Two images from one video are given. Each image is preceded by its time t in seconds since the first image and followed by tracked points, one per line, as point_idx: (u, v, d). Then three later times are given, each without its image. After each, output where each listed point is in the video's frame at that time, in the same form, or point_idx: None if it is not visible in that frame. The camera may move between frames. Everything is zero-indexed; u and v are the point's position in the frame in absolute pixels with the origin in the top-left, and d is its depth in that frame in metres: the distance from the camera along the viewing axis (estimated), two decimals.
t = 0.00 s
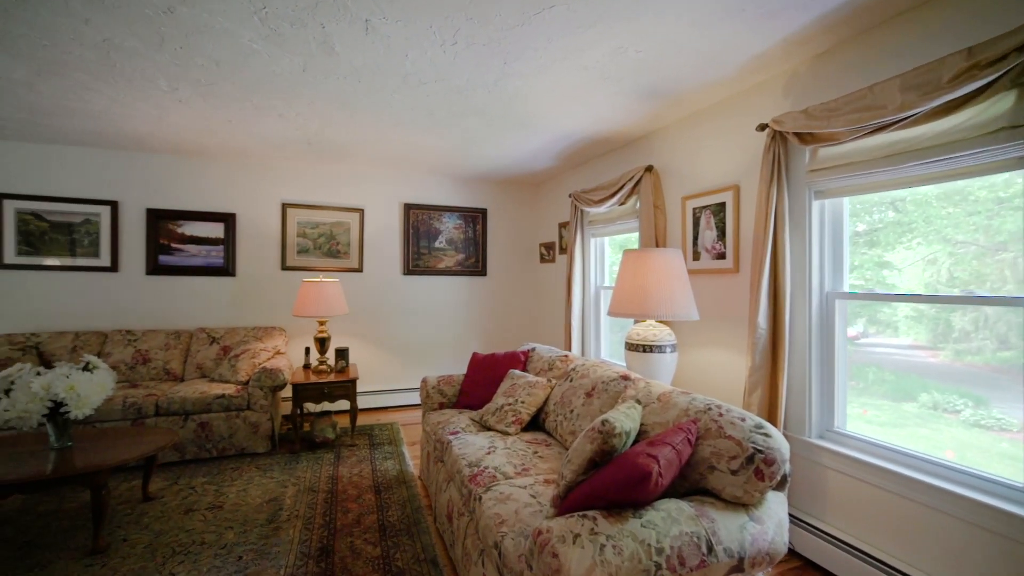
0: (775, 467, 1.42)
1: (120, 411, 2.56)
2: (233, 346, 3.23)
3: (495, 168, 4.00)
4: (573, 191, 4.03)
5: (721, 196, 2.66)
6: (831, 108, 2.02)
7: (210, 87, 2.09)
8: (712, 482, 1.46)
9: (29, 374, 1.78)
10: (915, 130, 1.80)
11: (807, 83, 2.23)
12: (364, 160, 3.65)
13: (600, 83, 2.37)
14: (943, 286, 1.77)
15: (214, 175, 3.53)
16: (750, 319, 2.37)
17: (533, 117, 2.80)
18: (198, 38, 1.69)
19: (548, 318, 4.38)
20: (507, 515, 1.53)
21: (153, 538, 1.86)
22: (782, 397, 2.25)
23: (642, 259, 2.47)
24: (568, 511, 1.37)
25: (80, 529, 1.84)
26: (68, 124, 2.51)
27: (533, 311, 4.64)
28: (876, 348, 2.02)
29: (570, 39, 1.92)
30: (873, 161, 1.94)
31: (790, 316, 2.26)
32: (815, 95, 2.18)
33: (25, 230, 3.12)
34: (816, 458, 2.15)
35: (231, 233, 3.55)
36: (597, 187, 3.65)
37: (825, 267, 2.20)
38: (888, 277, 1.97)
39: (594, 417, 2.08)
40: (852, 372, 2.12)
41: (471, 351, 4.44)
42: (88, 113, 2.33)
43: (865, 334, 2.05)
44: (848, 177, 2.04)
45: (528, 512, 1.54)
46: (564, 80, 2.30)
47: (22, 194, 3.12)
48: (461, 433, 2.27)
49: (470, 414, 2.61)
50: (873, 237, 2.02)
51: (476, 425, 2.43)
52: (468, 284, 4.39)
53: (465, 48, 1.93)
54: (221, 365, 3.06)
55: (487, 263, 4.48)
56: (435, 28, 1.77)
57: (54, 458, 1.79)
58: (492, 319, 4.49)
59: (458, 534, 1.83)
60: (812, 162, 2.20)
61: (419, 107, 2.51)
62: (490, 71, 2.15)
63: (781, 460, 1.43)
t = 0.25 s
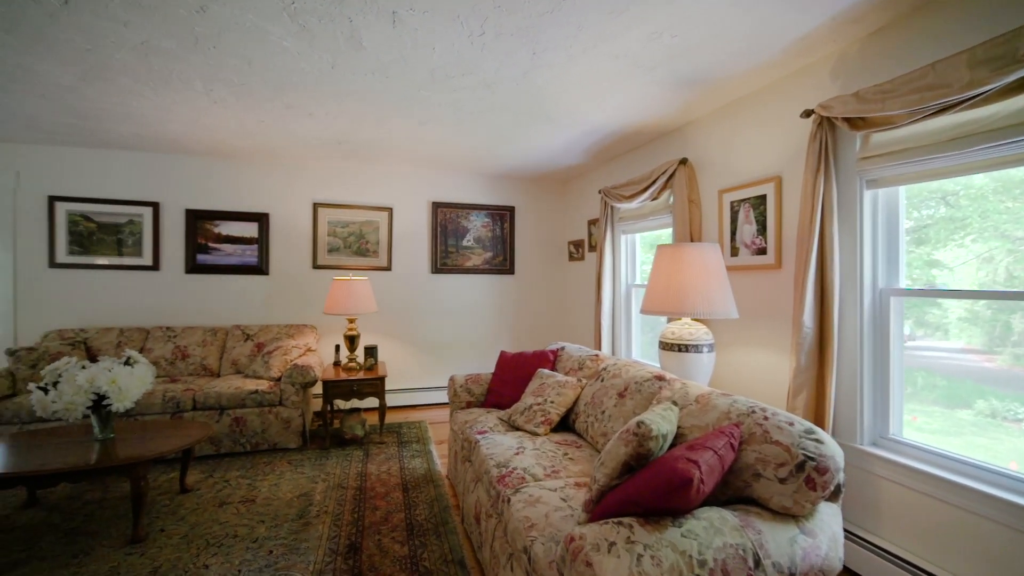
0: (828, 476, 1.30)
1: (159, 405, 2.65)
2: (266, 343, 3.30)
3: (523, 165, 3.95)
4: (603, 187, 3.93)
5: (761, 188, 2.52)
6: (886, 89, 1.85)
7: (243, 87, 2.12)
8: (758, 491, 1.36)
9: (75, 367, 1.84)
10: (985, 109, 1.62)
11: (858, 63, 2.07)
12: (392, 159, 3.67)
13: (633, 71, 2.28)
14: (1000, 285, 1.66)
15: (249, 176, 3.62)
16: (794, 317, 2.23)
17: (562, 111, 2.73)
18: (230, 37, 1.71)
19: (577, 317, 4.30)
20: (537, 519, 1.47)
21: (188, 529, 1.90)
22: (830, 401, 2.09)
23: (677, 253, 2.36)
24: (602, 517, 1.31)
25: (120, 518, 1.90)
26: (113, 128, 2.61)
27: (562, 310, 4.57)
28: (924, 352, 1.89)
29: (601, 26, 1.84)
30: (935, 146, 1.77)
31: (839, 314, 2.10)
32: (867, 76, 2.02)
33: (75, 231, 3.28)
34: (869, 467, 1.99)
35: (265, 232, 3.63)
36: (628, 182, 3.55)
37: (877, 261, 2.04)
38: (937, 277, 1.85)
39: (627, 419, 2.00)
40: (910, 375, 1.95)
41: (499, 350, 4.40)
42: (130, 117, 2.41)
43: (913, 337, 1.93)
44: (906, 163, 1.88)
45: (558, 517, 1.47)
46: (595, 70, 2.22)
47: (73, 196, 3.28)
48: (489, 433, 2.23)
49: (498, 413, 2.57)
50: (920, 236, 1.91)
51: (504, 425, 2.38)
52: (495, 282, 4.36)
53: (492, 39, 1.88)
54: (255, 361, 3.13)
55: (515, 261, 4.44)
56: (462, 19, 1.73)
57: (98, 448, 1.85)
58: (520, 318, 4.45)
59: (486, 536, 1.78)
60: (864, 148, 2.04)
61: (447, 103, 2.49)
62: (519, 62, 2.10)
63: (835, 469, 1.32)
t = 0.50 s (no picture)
0: (892, 490, 1.18)
1: (196, 401, 2.72)
2: (298, 341, 3.35)
3: (551, 162, 3.88)
4: (634, 183, 3.82)
5: (807, 180, 2.37)
6: (950, 69, 1.69)
7: (275, 87, 2.15)
8: (811, 504, 1.24)
9: (116, 362, 1.90)
10: None
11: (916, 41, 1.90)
12: (421, 158, 3.68)
13: (667, 59, 2.18)
14: None
15: (282, 178, 3.70)
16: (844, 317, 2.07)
17: (593, 104, 2.65)
18: (261, 36, 1.72)
19: (607, 317, 4.20)
20: (569, 526, 1.40)
21: (222, 523, 1.92)
22: (888, 409, 1.92)
23: (715, 249, 2.24)
24: (640, 527, 1.23)
25: (158, 510, 1.94)
26: (154, 131, 2.70)
27: (591, 310, 4.47)
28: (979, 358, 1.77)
29: (635, 10, 1.76)
30: (1010, 128, 1.60)
31: (896, 314, 1.94)
32: (929, 54, 1.85)
33: (121, 233, 3.43)
34: (932, 480, 1.82)
35: (297, 233, 3.70)
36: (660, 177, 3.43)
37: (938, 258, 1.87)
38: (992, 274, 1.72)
39: (663, 422, 1.90)
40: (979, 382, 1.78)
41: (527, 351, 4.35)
42: (169, 120, 2.49)
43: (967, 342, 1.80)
44: (975, 149, 1.71)
45: (592, 525, 1.40)
46: (628, 59, 2.14)
47: (119, 199, 3.42)
48: (518, 435, 2.18)
49: (527, 414, 2.52)
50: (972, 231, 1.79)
51: (534, 426, 2.33)
52: (523, 282, 4.31)
53: (521, 29, 1.83)
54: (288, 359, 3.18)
55: (543, 260, 4.37)
56: (490, 8, 1.68)
57: (138, 442, 1.89)
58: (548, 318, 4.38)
59: (516, 541, 1.72)
60: (925, 134, 1.87)
61: (475, 98, 2.45)
62: (549, 53, 2.04)
63: (900, 483, 1.19)
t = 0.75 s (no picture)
0: (970, 513, 1.04)
1: (232, 397, 2.78)
2: (329, 340, 3.39)
3: (581, 160, 3.80)
4: (667, 180, 3.70)
5: (858, 172, 2.20)
6: None
7: (306, 88, 2.16)
8: (874, 524, 1.13)
9: (156, 359, 1.94)
10: None
11: (986, 18, 1.72)
12: (449, 158, 3.67)
13: (706, 48, 2.07)
14: None
15: (315, 179, 3.76)
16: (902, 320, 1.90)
17: (626, 97, 2.55)
18: (292, 36, 1.72)
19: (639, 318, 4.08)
20: (604, 538, 1.33)
21: (254, 520, 1.94)
22: (954, 421, 1.75)
23: (758, 247, 2.12)
24: (683, 543, 1.15)
25: (194, 504, 1.98)
26: (193, 135, 2.79)
27: (622, 311, 4.36)
28: None
29: None
30: None
31: (964, 318, 1.77)
32: (1001, 31, 1.68)
33: (163, 234, 3.56)
34: (1006, 500, 1.65)
35: (329, 233, 3.76)
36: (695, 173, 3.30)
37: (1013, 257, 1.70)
38: None
39: (702, 429, 1.80)
40: None
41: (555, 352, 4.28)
42: (207, 123, 2.55)
43: None
44: None
45: (629, 537, 1.33)
46: (664, 48, 2.04)
47: (161, 201, 3.56)
48: (548, 439, 2.12)
49: (557, 418, 2.46)
50: None
51: (564, 430, 2.26)
52: (552, 281, 4.24)
53: (553, 20, 1.77)
54: (319, 357, 3.23)
55: (572, 260, 4.29)
56: None
57: (176, 437, 1.93)
58: (577, 318, 4.30)
59: (547, 549, 1.66)
60: (996, 119, 1.69)
61: (504, 95, 2.41)
62: (581, 44, 1.97)
63: (980, 505, 1.06)
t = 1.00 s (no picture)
0: None
1: (266, 394, 2.85)
2: (359, 338, 3.43)
3: (611, 156, 3.72)
4: (702, 175, 3.57)
5: (914, 162, 2.04)
6: None
7: (336, 88, 2.18)
8: (944, 547, 1.02)
9: (194, 356, 1.99)
10: None
11: None
12: (477, 157, 3.65)
13: (746, 34, 1.96)
14: None
15: (345, 180, 3.82)
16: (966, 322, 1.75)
17: (659, 89, 2.46)
18: (323, 36, 1.73)
19: (672, 318, 3.96)
20: (640, 548, 1.27)
21: (286, 515, 1.97)
22: None
23: (802, 244, 2.00)
24: (727, 557, 1.08)
25: (230, 498, 2.02)
26: (229, 138, 2.87)
27: (654, 311, 4.25)
28: None
29: None
30: None
31: None
32: None
33: (202, 235, 3.69)
34: None
35: (359, 233, 3.81)
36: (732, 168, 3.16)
37: None
38: None
39: (742, 435, 1.71)
40: None
41: (584, 352, 4.20)
42: (242, 126, 2.62)
43: None
44: None
45: (666, 549, 1.26)
46: (701, 36, 1.94)
47: (201, 203, 3.69)
48: (579, 442, 2.07)
49: (588, 420, 2.40)
50: None
51: (596, 433, 2.20)
52: (581, 281, 4.17)
53: (584, 11, 1.71)
54: (350, 356, 3.27)
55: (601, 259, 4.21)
56: None
57: (212, 432, 1.98)
58: (607, 318, 4.21)
59: (578, 556, 1.61)
60: None
61: (533, 90, 2.36)
62: (614, 35, 1.90)
63: None
